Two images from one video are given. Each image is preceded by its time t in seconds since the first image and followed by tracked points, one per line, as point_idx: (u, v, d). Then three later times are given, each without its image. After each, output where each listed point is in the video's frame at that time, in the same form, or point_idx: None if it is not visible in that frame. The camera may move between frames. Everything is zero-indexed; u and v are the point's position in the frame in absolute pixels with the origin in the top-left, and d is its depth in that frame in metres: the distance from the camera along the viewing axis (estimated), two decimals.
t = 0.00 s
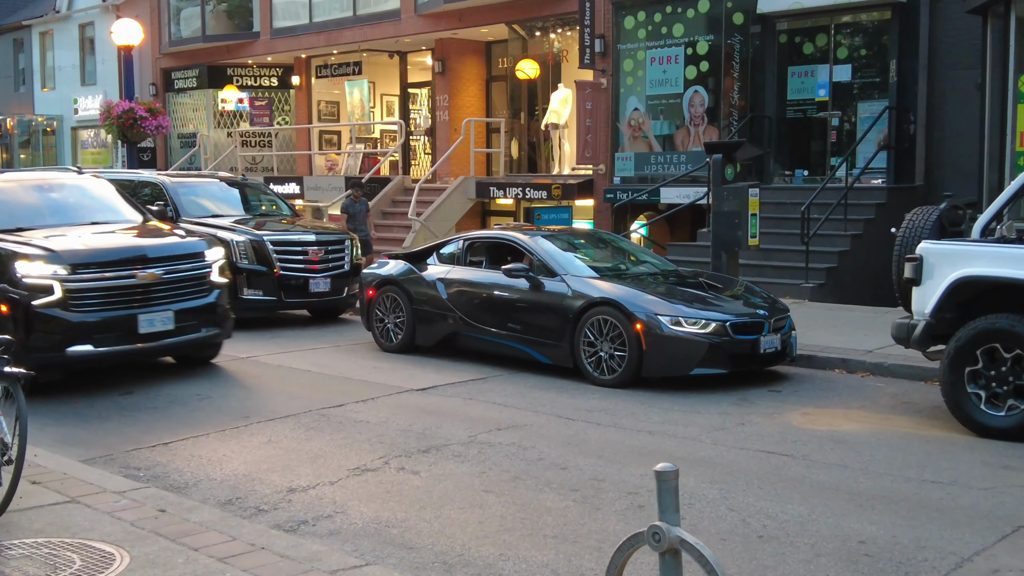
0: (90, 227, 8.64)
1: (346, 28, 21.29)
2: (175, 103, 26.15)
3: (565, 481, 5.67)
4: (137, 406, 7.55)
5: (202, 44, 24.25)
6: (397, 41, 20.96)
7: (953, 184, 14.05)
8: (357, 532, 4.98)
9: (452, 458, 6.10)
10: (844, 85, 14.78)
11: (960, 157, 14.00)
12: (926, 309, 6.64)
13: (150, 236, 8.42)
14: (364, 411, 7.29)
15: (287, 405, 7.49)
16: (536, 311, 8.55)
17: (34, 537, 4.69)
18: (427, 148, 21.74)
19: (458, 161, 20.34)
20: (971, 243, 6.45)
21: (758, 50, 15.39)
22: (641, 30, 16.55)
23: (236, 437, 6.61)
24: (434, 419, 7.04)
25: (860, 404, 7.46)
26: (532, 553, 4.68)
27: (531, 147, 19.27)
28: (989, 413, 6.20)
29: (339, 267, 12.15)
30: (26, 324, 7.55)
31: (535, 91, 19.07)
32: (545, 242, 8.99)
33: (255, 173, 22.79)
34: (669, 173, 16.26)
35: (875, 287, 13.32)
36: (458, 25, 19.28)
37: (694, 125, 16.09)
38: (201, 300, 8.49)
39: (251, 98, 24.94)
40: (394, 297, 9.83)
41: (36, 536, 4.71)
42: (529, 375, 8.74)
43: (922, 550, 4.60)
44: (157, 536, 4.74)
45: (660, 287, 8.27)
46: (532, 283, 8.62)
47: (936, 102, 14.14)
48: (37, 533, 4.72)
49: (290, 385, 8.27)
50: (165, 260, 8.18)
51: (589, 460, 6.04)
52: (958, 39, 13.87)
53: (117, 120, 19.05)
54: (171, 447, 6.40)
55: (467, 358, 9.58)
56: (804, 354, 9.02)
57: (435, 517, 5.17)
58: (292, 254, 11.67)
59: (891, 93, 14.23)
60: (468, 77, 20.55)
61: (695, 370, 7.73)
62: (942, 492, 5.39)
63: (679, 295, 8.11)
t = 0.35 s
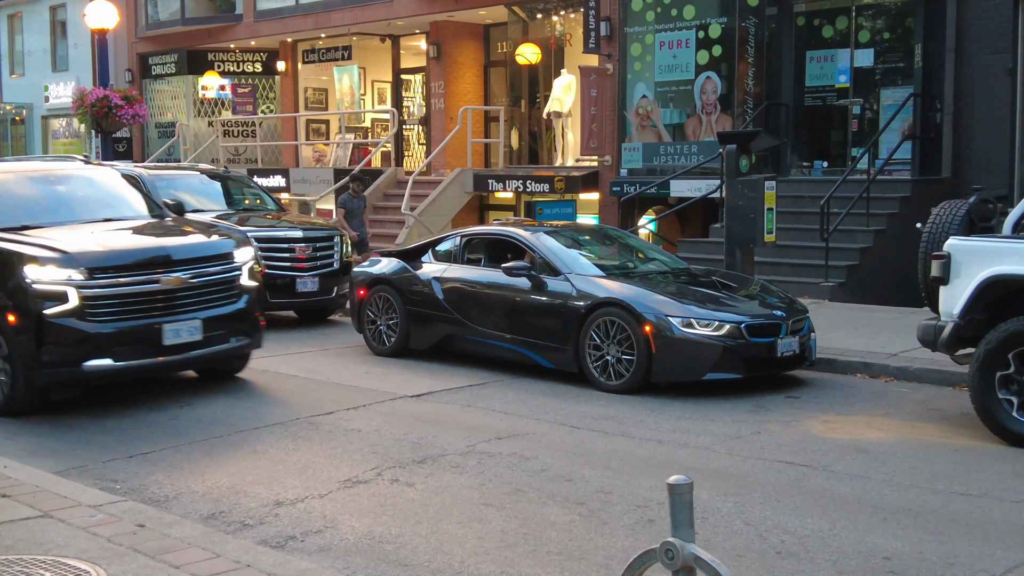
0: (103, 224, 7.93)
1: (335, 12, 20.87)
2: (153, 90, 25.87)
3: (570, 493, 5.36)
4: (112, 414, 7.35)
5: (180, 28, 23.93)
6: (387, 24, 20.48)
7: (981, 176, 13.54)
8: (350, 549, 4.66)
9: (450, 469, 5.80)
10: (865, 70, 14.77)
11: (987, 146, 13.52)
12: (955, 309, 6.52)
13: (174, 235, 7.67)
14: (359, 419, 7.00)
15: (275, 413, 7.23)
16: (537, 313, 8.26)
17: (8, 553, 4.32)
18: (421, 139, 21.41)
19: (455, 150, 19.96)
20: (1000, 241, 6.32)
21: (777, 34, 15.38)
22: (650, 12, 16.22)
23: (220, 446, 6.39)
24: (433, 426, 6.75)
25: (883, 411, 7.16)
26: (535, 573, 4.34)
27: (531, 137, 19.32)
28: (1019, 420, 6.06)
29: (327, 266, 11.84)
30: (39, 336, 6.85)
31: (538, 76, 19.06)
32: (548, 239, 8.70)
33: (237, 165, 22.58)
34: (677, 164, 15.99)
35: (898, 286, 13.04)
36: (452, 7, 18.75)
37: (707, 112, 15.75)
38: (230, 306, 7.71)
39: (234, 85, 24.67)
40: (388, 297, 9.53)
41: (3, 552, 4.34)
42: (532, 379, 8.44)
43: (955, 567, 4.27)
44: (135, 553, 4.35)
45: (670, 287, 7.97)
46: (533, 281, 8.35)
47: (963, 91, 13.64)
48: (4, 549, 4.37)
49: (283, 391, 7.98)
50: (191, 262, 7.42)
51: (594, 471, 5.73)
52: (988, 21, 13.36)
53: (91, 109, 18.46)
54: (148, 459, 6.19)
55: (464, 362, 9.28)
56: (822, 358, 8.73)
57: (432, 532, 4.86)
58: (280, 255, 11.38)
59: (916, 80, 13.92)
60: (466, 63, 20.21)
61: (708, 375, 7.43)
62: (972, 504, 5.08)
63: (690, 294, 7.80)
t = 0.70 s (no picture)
0: (155, 226, 7.43)
1: (334, 12, 20.87)
2: (152, 89, 25.89)
3: (571, 493, 5.36)
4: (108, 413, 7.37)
5: (180, 28, 23.93)
6: (387, 24, 20.50)
7: (980, 176, 13.54)
8: (350, 549, 4.66)
9: (450, 469, 5.79)
10: (864, 70, 14.77)
11: (988, 146, 13.48)
12: (955, 309, 6.52)
13: (233, 237, 7.24)
14: (360, 419, 6.99)
15: (277, 413, 7.22)
16: (536, 313, 8.26)
17: (9, 554, 4.31)
18: (420, 139, 21.42)
19: (455, 150, 19.97)
20: (1000, 241, 6.33)
21: (777, 33, 15.38)
22: (649, 12, 16.23)
23: (219, 446, 6.39)
24: (434, 426, 6.75)
25: (884, 411, 7.16)
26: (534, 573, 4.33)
27: (531, 137, 19.32)
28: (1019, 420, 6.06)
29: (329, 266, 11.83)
30: (93, 344, 6.45)
31: (537, 76, 19.07)
32: (548, 239, 8.69)
33: (237, 165, 22.60)
34: (677, 164, 15.99)
35: (897, 285, 13.04)
36: (452, 6, 18.75)
37: (707, 113, 15.77)
38: (292, 313, 7.26)
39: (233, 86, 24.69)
40: (388, 297, 9.52)
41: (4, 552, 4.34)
42: (534, 380, 8.43)
43: (954, 566, 4.27)
44: (136, 553, 4.34)
45: (670, 286, 7.96)
46: (532, 281, 8.34)
47: (963, 91, 13.64)
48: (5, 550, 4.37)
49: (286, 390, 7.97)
50: (251, 265, 6.98)
51: (595, 471, 5.73)
52: (987, 21, 13.34)
53: (90, 109, 18.44)
54: (148, 459, 6.19)
55: (463, 362, 9.27)
56: (823, 358, 8.72)
57: (433, 532, 4.85)
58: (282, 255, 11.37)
59: (916, 79, 13.98)
60: (466, 63, 20.22)
61: (709, 375, 7.43)
62: (972, 504, 5.08)
63: (689, 294, 7.81)
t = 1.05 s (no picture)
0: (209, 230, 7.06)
1: (333, 11, 20.86)
2: (151, 89, 25.88)
3: (571, 493, 5.35)
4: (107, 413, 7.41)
5: (178, 28, 23.92)
6: (387, 23, 20.51)
7: (981, 175, 13.55)
8: (352, 549, 4.66)
9: (452, 469, 5.78)
10: (864, 70, 14.76)
11: (988, 147, 13.48)
12: (955, 309, 6.52)
13: (292, 241, 6.84)
14: (363, 419, 6.97)
15: (278, 413, 7.20)
16: (536, 312, 8.26)
17: (10, 555, 4.31)
18: (419, 138, 21.43)
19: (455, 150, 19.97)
20: (1000, 241, 6.34)
21: (776, 33, 15.38)
22: (648, 12, 16.23)
23: (220, 446, 6.39)
24: (437, 427, 6.73)
25: (884, 410, 7.17)
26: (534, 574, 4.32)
27: (530, 137, 19.32)
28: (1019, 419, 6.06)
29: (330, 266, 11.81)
30: (149, 353, 6.06)
31: (537, 76, 19.06)
32: (548, 239, 8.68)
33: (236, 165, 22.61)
34: (676, 164, 15.99)
35: (897, 285, 13.04)
36: (451, 6, 18.73)
37: (706, 112, 15.78)
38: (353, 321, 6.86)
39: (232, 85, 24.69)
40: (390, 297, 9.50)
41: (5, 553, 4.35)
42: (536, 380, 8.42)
43: (953, 565, 4.26)
44: (138, 553, 4.34)
45: (670, 286, 7.95)
46: (533, 281, 8.33)
47: (962, 91, 13.64)
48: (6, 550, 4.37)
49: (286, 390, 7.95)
50: (312, 272, 6.58)
51: (596, 471, 5.72)
52: (987, 21, 13.32)
53: (90, 109, 18.42)
54: (148, 458, 6.20)
55: (463, 362, 9.26)
56: (823, 357, 8.73)
57: (433, 532, 4.85)
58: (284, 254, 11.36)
59: (915, 79, 13.99)
60: (465, 63, 20.21)
61: (708, 375, 7.43)
62: (974, 503, 5.07)
63: (688, 293, 7.81)
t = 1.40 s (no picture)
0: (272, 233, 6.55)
1: (332, 11, 20.85)
2: (149, 89, 25.88)
3: (571, 492, 5.35)
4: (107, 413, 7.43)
5: (176, 28, 23.91)
6: (385, 23, 20.49)
7: (979, 175, 13.54)
8: (352, 548, 4.66)
9: (452, 470, 5.77)
10: (862, 69, 14.75)
11: (987, 148, 13.48)
12: (955, 308, 6.52)
13: (363, 245, 6.30)
14: (363, 418, 6.97)
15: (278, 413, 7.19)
16: (535, 312, 8.26)
17: (10, 555, 4.30)
18: (417, 138, 21.44)
19: (453, 150, 19.96)
20: (1000, 240, 6.34)
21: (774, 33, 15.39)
22: (647, 12, 16.25)
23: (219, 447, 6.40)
24: (437, 426, 6.72)
25: (883, 410, 7.16)
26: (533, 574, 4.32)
27: (529, 137, 19.33)
28: (1019, 418, 6.06)
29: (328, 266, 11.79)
30: (218, 368, 5.56)
31: (535, 76, 19.06)
32: (546, 239, 8.67)
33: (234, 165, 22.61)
34: (675, 163, 16.00)
35: (894, 285, 13.04)
36: (449, 6, 18.72)
37: (704, 112, 15.80)
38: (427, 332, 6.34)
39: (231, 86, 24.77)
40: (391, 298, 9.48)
41: (5, 552, 4.34)
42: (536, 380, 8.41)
43: (953, 565, 4.26)
44: (138, 553, 4.33)
45: (668, 286, 7.95)
46: (532, 281, 8.32)
47: (960, 90, 13.65)
48: (6, 550, 4.36)
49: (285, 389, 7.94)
50: (388, 278, 6.04)
51: (595, 470, 5.72)
52: (985, 21, 13.33)
53: (88, 109, 18.39)
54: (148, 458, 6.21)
55: (464, 363, 9.24)
56: (823, 357, 8.72)
57: (433, 532, 4.84)
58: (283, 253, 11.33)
59: (913, 79, 14.00)
60: (463, 63, 20.20)
61: (708, 374, 7.43)
62: (974, 503, 5.07)
63: (686, 293, 7.82)
